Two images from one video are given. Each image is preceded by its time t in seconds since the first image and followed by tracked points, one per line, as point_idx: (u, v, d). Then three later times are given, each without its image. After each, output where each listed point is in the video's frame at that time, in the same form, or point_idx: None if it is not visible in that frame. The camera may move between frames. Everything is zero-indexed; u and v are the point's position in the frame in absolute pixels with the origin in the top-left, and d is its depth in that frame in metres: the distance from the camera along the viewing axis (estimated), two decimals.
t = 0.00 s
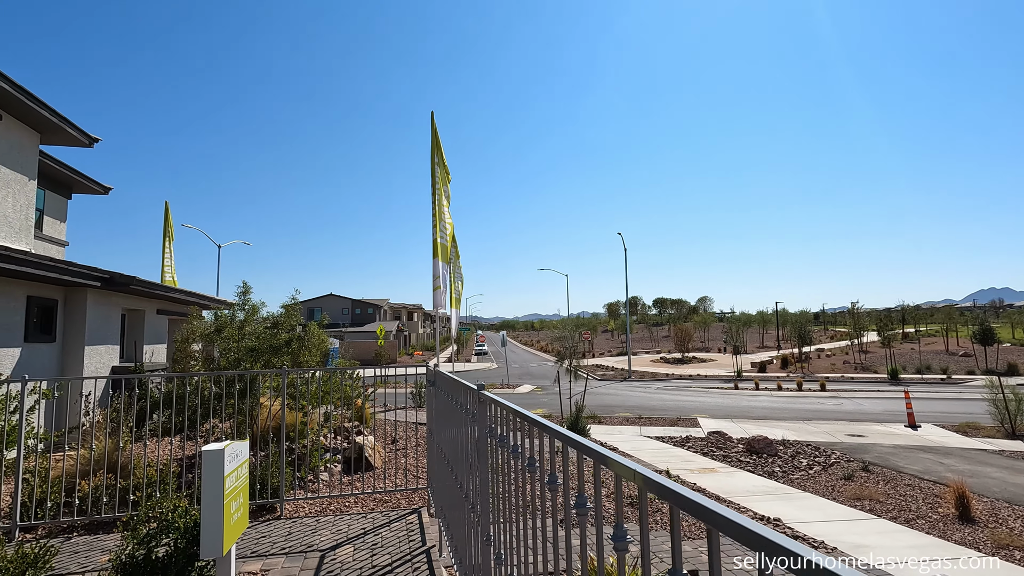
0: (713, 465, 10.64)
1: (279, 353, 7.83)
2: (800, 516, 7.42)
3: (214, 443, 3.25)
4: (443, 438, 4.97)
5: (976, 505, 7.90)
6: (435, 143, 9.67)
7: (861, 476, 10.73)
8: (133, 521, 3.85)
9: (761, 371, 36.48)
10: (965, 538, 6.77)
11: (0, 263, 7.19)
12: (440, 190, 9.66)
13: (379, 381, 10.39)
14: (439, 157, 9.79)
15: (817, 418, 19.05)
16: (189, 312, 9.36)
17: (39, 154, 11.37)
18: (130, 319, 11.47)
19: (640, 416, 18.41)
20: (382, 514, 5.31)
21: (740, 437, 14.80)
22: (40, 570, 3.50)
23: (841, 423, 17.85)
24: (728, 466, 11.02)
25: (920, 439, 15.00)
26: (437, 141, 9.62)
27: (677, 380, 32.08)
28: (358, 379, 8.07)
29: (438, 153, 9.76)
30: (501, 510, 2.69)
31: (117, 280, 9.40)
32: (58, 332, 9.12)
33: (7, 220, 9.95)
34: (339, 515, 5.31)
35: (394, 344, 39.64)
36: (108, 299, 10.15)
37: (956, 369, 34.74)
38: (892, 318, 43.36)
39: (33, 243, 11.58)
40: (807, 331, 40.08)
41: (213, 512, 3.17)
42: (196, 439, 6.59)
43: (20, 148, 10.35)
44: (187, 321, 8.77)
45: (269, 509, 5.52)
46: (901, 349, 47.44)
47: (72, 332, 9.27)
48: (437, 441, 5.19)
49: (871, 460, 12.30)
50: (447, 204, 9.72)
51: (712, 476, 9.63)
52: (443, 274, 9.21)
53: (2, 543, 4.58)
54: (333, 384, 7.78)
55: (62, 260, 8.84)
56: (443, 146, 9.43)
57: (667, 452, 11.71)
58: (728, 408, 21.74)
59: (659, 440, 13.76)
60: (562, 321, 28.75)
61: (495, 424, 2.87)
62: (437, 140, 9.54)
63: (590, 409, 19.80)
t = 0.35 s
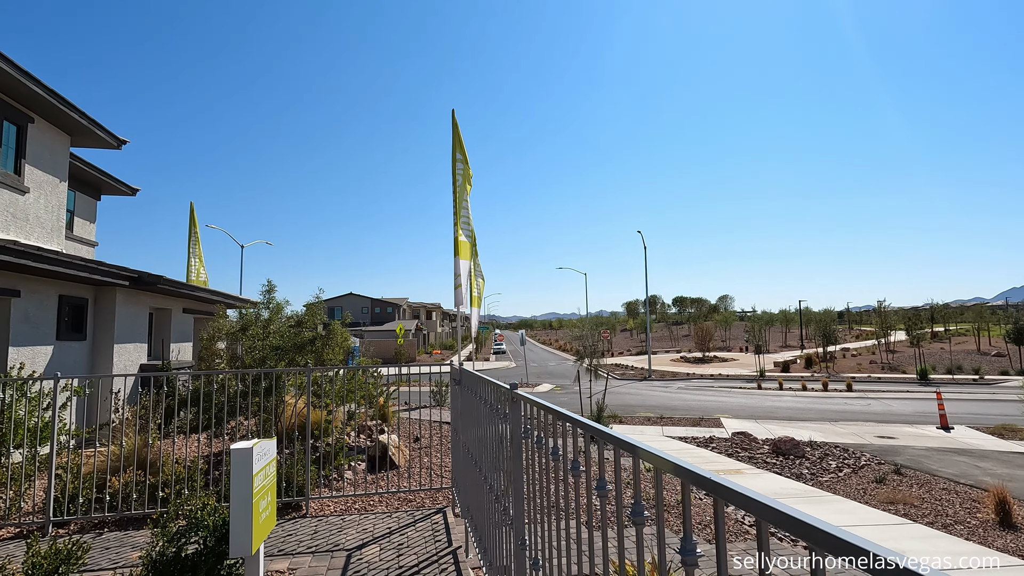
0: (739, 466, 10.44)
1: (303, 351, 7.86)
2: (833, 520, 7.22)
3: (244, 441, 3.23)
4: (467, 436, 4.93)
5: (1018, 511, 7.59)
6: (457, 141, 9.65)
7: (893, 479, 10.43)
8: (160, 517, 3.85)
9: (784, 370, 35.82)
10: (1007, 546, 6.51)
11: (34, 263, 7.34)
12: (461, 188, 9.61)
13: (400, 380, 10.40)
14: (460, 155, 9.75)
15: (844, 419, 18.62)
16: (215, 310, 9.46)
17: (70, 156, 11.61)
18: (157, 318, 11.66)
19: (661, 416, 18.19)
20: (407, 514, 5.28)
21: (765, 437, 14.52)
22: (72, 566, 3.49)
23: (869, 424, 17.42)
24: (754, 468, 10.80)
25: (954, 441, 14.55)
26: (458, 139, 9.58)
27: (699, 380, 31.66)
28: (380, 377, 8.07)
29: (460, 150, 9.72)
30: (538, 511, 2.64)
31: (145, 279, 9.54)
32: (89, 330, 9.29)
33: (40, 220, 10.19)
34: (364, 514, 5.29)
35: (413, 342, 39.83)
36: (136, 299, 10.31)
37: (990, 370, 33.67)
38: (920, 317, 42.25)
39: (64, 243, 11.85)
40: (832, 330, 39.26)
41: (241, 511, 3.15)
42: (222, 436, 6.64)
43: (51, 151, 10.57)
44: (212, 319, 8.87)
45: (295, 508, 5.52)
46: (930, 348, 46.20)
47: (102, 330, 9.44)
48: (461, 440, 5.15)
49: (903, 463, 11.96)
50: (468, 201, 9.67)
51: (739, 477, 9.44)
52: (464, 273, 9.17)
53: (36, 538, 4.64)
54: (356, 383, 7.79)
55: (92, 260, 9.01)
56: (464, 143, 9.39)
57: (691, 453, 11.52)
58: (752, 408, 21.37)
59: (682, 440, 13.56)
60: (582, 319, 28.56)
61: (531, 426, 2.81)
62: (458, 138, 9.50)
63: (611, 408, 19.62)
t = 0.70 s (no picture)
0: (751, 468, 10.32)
1: (312, 351, 7.79)
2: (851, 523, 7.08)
3: (256, 444, 3.16)
4: (484, 436, 4.82)
5: None
6: (465, 139, 9.55)
7: (908, 481, 10.27)
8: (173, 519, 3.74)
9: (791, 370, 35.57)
10: None
11: (42, 261, 7.28)
12: (469, 186, 9.51)
13: (408, 380, 10.34)
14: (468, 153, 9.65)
15: (854, 420, 18.42)
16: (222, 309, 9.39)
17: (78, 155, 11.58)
18: (164, 317, 11.62)
19: (669, 416, 18.05)
20: (419, 516, 5.19)
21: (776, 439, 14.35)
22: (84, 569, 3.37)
23: (880, 426, 17.21)
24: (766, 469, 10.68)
25: (968, 442, 14.34)
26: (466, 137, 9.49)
27: (706, 380, 31.45)
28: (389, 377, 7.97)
29: (468, 148, 9.63)
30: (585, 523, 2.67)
31: (153, 278, 9.48)
32: (97, 329, 9.24)
33: (48, 219, 10.15)
34: (376, 516, 5.20)
35: (418, 342, 39.75)
36: (144, 298, 10.27)
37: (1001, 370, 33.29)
38: (929, 316, 41.87)
39: (72, 242, 11.82)
40: (840, 330, 38.93)
41: (257, 515, 3.06)
42: (232, 436, 6.59)
43: (60, 150, 10.54)
44: (220, 319, 8.80)
45: (306, 509, 5.42)
46: (939, 349, 45.76)
47: (110, 330, 9.39)
48: (477, 442, 5.06)
49: (917, 464, 11.78)
50: (476, 199, 9.57)
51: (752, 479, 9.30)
52: (473, 272, 9.07)
53: (45, 540, 4.56)
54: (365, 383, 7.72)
55: (100, 259, 8.97)
56: (472, 141, 9.28)
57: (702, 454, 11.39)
58: (761, 408, 21.18)
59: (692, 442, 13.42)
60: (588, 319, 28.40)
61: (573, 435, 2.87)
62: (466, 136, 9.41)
63: (619, 408, 19.47)
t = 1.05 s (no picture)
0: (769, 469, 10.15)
1: (326, 351, 7.75)
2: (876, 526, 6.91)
3: (273, 444, 3.08)
4: (502, 435, 4.73)
5: None
6: (478, 136, 9.46)
7: (931, 483, 10.03)
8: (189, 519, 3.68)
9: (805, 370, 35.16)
10: None
11: (57, 261, 7.28)
12: (483, 184, 9.42)
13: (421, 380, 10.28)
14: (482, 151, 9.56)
15: (872, 420, 18.12)
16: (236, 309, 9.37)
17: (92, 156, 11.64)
18: (178, 318, 11.65)
19: (683, 416, 17.88)
20: (437, 518, 5.10)
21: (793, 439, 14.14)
22: (100, 571, 3.32)
23: (899, 426, 16.90)
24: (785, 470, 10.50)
25: (991, 443, 14.03)
26: (479, 135, 9.40)
27: (718, 379, 31.15)
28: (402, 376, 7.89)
29: (481, 146, 9.53)
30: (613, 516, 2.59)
31: (167, 278, 9.50)
32: (112, 329, 9.26)
33: (63, 220, 10.18)
34: (393, 518, 5.12)
35: (428, 342, 39.78)
36: (158, 298, 10.29)
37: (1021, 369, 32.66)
38: (946, 315, 41.22)
39: (87, 243, 11.88)
40: (854, 329, 38.42)
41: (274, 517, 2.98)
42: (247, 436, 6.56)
43: (75, 151, 10.60)
44: (235, 319, 8.79)
45: (322, 510, 5.34)
46: (957, 348, 45.03)
47: (124, 330, 9.41)
48: (494, 441, 4.97)
49: (939, 465, 11.53)
50: (490, 197, 9.48)
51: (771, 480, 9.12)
52: (487, 271, 8.99)
53: (61, 541, 4.53)
54: (379, 382, 7.66)
55: (115, 259, 8.99)
56: (486, 139, 9.20)
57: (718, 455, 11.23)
58: (775, 408, 20.93)
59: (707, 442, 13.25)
60: (600, 318, 28.25)
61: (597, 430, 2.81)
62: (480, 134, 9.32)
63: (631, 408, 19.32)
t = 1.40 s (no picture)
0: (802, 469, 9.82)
1: (348, 348, 7.72)
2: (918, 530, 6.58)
3: (291, 441, 3.01)
4: (525, 432, 4.58)
5: None
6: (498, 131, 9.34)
7: (974, 484, 9.58)
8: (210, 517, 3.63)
9: (836, 367, 34.24)
10: None
11: (85, 261, 7.38)
12: (504, 179, 9.30)
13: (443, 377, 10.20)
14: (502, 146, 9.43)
15: (907, 419, 17.49)
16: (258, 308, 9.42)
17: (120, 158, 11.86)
18: (204, 316, 11.82)
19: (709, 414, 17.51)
20: (459, 517, 4.99)
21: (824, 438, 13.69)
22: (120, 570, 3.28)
23: (937, 425, 16.26)
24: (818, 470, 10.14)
25: None
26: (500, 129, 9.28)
27: (745, 377, 30.54)
28: (424, 374, 7.81)
29: (502, 141, 9.41)
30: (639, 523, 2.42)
31: (192, 277, 9.60)
32: (139, 327, 9.39)
33: (92, 221, 10.38)
34: (414, 517, 5.03)
35: (450, 341, 39.84)
36: (184, 297, 10.42)
37: None
38: (985, 310, 39.68)
39: (116, 243, 12.11)
40: (887, 325, 37.23)
41: (293, 516, 2.90)
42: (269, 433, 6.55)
43: (103, 153, 10.80)
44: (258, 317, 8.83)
45: (343, 508, 5.27)
46: (997, 344, 43.32)
47: (152, 329, 9.54)
48: (518, 439, 4.82)
49: (982, 466, 11.02)
50: (511, 192, 9.35)
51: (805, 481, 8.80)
52: (508, 266, 8.86)
53: (87, 537, 4.54)
54: (400, 379, 7.59)
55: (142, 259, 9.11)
56: (506, 133, 9.07)
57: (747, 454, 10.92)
58: (805, 407, 20.38)
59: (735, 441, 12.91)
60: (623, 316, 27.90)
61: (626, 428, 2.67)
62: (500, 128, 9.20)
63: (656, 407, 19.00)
